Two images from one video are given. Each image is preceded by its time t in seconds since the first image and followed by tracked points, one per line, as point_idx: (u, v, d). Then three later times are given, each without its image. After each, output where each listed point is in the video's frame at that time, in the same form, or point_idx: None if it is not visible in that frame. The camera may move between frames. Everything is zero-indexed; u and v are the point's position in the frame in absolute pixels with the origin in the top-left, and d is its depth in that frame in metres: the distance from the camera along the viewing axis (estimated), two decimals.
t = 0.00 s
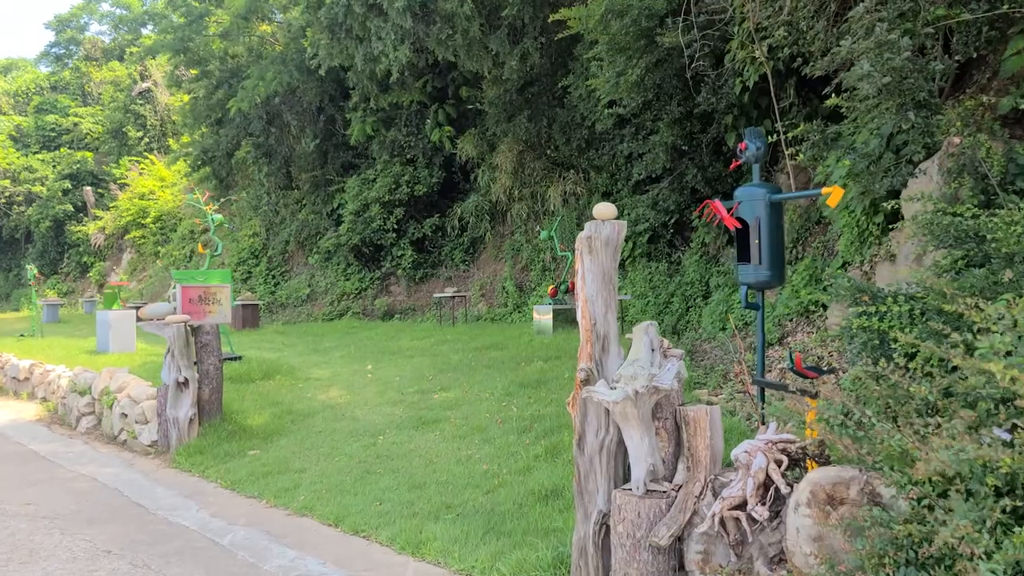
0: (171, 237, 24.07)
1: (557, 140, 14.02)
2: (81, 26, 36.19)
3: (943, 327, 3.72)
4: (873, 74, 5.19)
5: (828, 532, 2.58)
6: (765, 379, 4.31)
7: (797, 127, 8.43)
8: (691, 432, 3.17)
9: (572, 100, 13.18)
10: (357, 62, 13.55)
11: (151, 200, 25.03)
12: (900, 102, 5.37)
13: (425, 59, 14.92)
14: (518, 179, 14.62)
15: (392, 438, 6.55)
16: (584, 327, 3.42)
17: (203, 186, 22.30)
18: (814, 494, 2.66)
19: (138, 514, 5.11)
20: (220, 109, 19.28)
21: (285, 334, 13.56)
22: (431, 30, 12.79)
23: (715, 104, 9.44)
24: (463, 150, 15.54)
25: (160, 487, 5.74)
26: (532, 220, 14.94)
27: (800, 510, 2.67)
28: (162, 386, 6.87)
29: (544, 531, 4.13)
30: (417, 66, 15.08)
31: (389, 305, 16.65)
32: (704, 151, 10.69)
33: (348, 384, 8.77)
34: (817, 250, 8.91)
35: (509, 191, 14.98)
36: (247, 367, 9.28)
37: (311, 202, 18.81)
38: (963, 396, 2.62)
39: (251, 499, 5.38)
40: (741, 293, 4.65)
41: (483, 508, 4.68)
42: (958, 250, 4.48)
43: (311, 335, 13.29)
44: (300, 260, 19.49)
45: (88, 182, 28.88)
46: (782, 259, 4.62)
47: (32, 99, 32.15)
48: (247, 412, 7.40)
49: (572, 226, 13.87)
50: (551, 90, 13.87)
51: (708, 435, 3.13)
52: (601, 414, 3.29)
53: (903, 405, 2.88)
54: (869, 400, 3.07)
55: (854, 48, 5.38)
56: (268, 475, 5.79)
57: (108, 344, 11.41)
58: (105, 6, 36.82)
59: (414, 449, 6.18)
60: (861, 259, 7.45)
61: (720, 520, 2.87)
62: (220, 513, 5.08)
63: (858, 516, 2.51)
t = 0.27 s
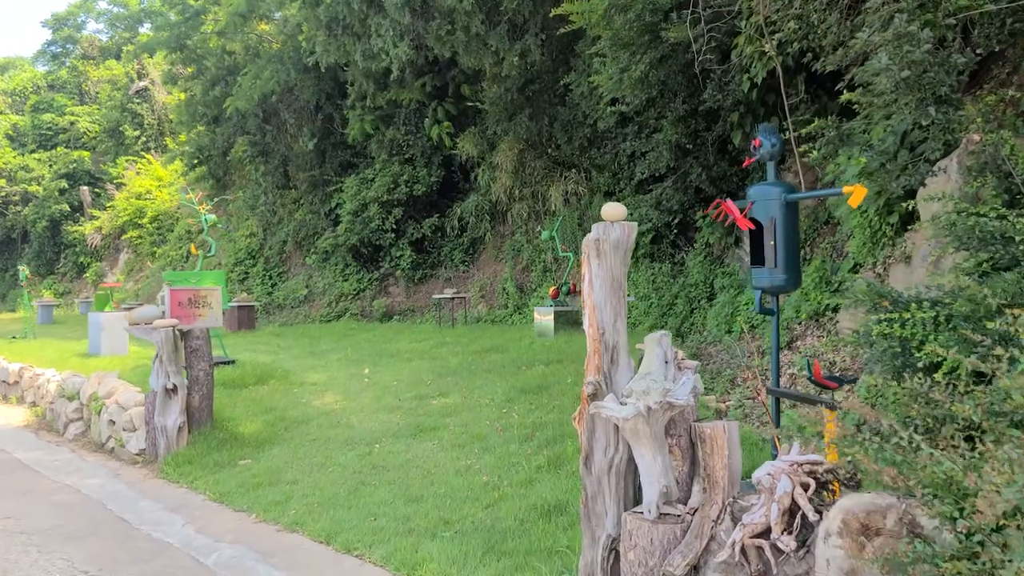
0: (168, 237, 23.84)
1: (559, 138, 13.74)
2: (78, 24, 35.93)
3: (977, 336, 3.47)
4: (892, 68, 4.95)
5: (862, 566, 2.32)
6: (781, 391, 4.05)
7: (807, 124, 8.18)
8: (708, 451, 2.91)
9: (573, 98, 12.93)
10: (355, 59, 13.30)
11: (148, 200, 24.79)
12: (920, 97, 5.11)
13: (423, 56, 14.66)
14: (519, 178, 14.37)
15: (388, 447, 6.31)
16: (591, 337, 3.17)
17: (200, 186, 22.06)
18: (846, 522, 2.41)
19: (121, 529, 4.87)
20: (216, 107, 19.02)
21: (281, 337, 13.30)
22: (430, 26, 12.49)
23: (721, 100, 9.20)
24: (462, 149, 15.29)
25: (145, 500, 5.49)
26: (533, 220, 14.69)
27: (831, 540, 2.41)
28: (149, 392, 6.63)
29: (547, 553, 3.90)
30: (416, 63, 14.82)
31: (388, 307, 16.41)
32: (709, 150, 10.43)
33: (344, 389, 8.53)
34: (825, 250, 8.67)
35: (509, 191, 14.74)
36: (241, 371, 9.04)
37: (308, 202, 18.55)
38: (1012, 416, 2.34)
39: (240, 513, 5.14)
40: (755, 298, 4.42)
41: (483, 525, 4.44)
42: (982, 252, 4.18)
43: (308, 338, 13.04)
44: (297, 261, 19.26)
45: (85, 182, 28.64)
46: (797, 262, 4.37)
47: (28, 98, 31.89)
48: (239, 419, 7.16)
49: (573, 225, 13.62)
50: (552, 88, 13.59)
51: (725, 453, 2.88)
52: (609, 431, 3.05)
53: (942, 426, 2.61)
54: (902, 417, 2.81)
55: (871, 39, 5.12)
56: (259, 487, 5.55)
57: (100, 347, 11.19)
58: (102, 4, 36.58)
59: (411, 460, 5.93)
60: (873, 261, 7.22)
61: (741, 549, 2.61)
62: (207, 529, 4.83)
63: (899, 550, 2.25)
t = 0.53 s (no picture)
0: (167, 236, 23.64)
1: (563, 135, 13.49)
2: (77, 22, 35.72)
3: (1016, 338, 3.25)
4: (917, 55, 4.74)
5: None
6: (804, 393, 3.81)
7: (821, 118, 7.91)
8: (735, 461, 2.69)
9: (578, 94, 12.67)
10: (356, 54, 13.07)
11: (147, 199, 24.58)
12: (947, 86, 4.85)
13: (424, 51, 14.44)
14: (522, 176, 14.15)
15: (389, 451, 6.07)
16: (608, 337, 2.94)
17: (199, 184, 21.84)
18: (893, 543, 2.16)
19: (107, 538, 4.65)
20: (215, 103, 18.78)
21: (280, 337, 13.09)
22: (433, 21, 12.22)
23: (730, 94, 8.97)
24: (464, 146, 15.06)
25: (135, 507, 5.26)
26: (536, 218, 14.45)
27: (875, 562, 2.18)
28: (141, 394, 6.39)
29: (558, 567, 3.67)
30: (417, 59, 14.60)
31: (388, 306, 16.18)
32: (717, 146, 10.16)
33: (343, 390, 8.30)
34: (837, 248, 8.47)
35: (512, 189, 14.52)
36: (237, 372, 8.81)
37: (307, 200, 18.31)
38: None
39: (234, 521, 4.91)
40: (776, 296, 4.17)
41: (489, 535, 4.20)
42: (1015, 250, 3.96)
43: (307, 338, 12.82)
44: (297, 260, 19.04)
45: (83, 180, 28.42)
46: (821, 258, 4.14)
47: (27, 96, 31.66)
48: (234, 421, 6.94)
49: (577, 224, 13.41)
50: (556, 83, 13.32)
51: (755, 463, 2.65)
52: (628, 438, 2.82)
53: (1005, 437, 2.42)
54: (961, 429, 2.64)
55: (895, 25, 4.90)
56: (254, 493, 5.32)
57: (95, 347, 10.98)
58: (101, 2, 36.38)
59: (413, 464, 5.70)
60: (890, 259, 6.95)
61: (775, 570, 2.37)
62: (197, 539, 4.59)
63: None
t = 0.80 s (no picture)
0: (167, 237, 23.43)
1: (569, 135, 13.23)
2: (77, 20, 35.48)
3: None
4: (950, 46, 4.54)
5: None
6: (835, 404, 3.54)
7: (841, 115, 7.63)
8: (777, 486, 2.45)
9: (584, 92, 12.40)
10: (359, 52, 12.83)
11: (147, 199, 24.35)
12: (984, 81, 4.58)
13: (427, 49, 14.20)
14: (527, 175, 13.92)
15: (393, 461, 5.84)
16: (636, 349, 2.72)
17: (199, 184, 21.62)
18: None
19: (96, 557, 4.40)
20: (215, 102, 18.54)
21: (281, 339, 12.85)
22: (437, 18, 11.72)
23: (743, 91, 8.70)
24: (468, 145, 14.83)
25: (127, 522, 5.01)
26: (541, 218, 14.21)
27: None
28: (136, 400, 6.14)
29: None
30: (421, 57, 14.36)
31: (391, 307, 15.94)
32: (727, 145, 9.84)
33: (345, 395, 8.07)
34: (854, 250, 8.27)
35: (517, 188, 14.29)
36: (236, 377, 8.57)
37: (309, 200, 18.07)
38: None
39: (231, 536, 4.67)
40: (804, 302, 3.95)
41: (501, 555, 3.96)
42: None
43: (309, 340, 12.59)
44: (298, 260, 18.81)
45: (83, 180, 28.20)
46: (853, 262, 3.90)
47: (26, 95, 31.45)
48: (233, 428, 6.71)
49: (583, 224, 13.18)
50: (562, 82, 13.06)
51: (799, 490, 2.41)
52: (658, 459, 2.59)
53: None
54: None
55: (930, 15, 4.67)
56: (252, 506, 5.08)
57: (92, 350, 10.76)
58: None
59: (419, 475, 5.46)
60: (912, 261, 6.72)
61: None
62: (192, 557, 4.35)
63: None
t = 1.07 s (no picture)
0: (167, 236, 23.23)
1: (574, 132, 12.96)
2: (76, 17, 35.30)
3: None
4: (981, 30, 4.26)
5: None
6: (861, 408, 3.27)
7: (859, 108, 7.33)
8: (815, 505, 2.23)
9: (588, 89, 12.14)
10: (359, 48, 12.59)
11: (147, 198, 24.13)
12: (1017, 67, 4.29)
13: (429, 45, 13.96)
14: (531, 172, 13.67)
15: (393, 467, 5.60)
16: (657, 351, 2.53)
17: (198, 182, 21.41)
18: None
19: (80, 571, 4.17)
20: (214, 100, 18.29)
21: (280, 340, 12.62)
22: (438, 13, 11.48)
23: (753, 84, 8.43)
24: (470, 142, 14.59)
25: (114, 532, 4.77)
26: (545, 216, 13.95)
27: None
28: (125, 404, 5.91)
29: None
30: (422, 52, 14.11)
31: (392, 307, 15.71)
32: (735, 142, 9.42)
33: (345, 397, 7.83)
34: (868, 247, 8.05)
35: (520, 186, 14.04)
36: (232, 378, 8.34)
37: (309, 198, 17.83)
38: None
39: (221, 548, 4.43)
40: (830, 300, 3.69)
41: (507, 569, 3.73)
42: None
43: (308, 341, 12.36)
44: (298, 259, 18.58)
45: (82, 179, 28.01)
46: (883, 255, 3.64)
47: (25, 94, 31.25)
48: (228, 432, 6.47)
49: (588, 223, 12.94)
50: (566, 78, 12.81)
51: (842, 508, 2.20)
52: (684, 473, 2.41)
53: None
54: None
55: None
56: (245, 515, 4.85)
57: (87, 351, 10.54)
58: None
59: (420, 482, 5.22)
60: (931, 258, 6.49)
61: None
62: (180, 571, 4.11)
63: None
